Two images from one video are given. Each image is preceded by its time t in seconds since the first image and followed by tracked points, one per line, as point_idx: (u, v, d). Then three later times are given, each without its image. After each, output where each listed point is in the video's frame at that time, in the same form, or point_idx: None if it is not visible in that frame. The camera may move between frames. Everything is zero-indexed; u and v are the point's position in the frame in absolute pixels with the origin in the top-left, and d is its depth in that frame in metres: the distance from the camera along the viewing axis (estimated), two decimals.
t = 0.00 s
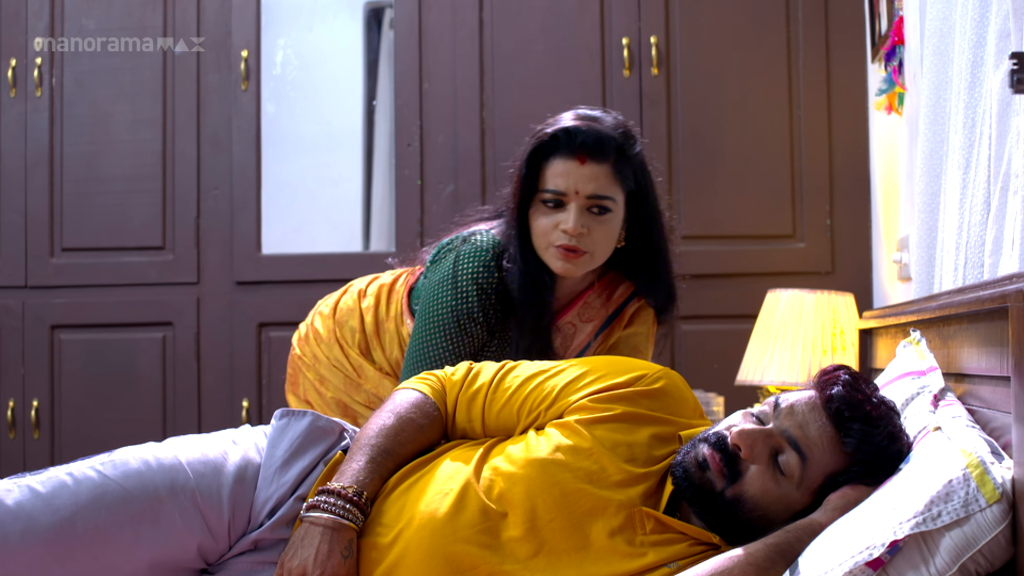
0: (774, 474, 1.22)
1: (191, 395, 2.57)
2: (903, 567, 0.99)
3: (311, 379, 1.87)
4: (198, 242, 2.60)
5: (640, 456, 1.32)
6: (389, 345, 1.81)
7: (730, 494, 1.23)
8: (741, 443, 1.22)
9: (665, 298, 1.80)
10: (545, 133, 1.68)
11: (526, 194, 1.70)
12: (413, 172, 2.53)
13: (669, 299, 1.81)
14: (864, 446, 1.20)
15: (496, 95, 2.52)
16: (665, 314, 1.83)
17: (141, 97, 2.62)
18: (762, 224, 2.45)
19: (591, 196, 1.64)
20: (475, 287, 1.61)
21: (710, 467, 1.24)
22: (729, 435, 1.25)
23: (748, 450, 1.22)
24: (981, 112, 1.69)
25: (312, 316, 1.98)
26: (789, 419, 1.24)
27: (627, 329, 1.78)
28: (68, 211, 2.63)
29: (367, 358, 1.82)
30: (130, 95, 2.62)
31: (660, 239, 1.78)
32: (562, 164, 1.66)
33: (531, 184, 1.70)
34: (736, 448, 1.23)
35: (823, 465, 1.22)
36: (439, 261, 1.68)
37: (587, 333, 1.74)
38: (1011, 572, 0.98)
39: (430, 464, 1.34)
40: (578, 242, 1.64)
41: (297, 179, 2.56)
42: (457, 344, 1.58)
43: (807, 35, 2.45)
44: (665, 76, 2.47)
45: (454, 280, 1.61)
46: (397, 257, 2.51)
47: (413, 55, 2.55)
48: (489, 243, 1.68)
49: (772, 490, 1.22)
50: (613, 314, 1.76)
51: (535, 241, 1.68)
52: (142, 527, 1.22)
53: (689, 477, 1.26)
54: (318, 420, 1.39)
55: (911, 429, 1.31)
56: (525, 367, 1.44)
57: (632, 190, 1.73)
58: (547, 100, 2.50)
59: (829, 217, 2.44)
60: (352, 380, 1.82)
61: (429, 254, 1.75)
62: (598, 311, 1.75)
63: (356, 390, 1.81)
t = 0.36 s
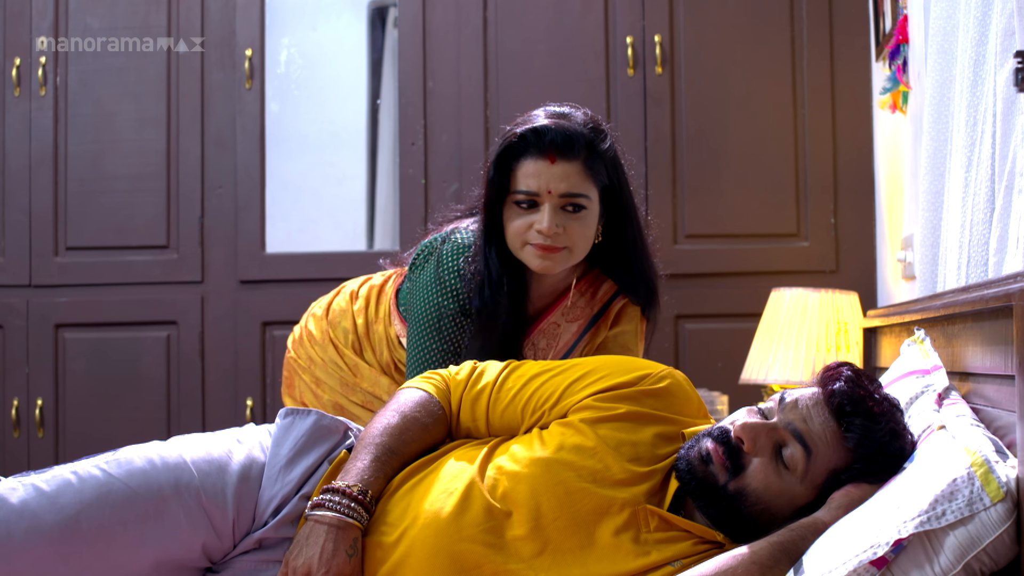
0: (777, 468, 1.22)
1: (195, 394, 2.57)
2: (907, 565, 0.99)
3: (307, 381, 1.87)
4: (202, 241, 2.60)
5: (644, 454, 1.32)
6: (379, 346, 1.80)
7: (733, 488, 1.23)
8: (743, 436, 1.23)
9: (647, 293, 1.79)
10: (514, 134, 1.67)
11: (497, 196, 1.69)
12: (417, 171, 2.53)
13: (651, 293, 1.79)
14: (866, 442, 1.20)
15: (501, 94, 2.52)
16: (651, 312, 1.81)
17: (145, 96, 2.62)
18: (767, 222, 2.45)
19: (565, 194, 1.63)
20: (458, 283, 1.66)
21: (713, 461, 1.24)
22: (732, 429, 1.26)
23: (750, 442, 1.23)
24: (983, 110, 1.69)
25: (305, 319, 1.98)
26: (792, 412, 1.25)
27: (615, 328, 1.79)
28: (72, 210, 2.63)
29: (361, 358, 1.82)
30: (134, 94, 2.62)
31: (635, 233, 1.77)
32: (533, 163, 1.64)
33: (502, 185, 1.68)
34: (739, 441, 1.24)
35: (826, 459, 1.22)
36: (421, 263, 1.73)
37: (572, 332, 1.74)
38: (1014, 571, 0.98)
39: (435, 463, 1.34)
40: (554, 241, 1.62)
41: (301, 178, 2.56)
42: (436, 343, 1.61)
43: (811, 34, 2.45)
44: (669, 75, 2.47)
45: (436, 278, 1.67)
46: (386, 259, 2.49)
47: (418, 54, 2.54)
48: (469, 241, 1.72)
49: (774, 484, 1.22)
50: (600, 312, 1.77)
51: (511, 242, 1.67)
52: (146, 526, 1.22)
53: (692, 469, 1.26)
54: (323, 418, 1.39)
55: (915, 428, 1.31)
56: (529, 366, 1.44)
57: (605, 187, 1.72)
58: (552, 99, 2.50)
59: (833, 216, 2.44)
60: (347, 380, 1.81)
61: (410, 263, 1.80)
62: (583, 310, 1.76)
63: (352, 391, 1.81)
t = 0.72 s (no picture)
0: (778, 467, 1.22)
1: (196, 392, 2.57)
2: (909, 565, 0.99)
3: (310, 378, 1.87)
4: (204, 240, 2.60)
5: (645, 453, 1.32)
6: (383, 343, 1.80)
7: (733, 488, 1.23)
8: (744, 435, 1.22)
9: (650, 294, 1.80)
10: (517, 132, 1.66)
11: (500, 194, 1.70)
12: (418, 170, 2.53)
13: (654, 294, 1.80)
14: (866, 441, 1.20)
15: (502, 93, 2.52)
16: (654, 312, 1.82)
17: (147, 94, 2.62)
18: (768, 221, 2.45)
19: (567, 192, 1.63)
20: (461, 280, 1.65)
21: (714, 460, 1.25)
22: (733, 428, 1.26)
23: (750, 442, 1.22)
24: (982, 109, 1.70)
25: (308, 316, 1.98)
26: (793, 411, 1.25)
27: (617, 328, 1.79)
28: (73, 209, 2.63)
29: (364, 355, 1.82)
30: (135, 93, 2.62)
31: (639, 235, 1.78)
32: (535, 161, 1.64)
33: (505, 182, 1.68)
34: (740, 440, 1.24)
35: (826, 459, 1.22)
36: (423, 260, 1.73)
37: (574, 329, 1.74)
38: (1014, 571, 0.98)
39: (436, 461, 1.34)
40: (556, 237, 1.63)
41: (302, 177, 2.56)
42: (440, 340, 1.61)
43: (812, 33, 2.45)
44: (670, 74, 2.47)
45: (439, 275, 1.66)
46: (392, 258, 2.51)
47: (419, 53, 2.54)
48: (472, 238, 1.72)
49: (774, 483, 1.22)
50: (601, 312, 1.78)
51: (513, 238, 1.67)
52: (147, 524, 1.22)
53: (693, 469, 1.26)
54: (324, 417, 1.39)
55: (916, 427, 1.31)
56: (530, 365, 1.44)
57: (608, 185, 1.72)
58: (552, 98, 2.51)
59: (834, 215, 2.44)
60: (351, 377, 1.81)
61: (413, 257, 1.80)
62: (586, 308, 1.76)
63: (355, 388, 1.81)
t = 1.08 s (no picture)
0: (778, 466, 1.22)
1: (196, 390, 2.57)
2: (909, 563, 0.99)
3: (311, 375, 1.87)
4: (204, 238, 2.60)
5: (646, 451, 1.32)
6: (382, 341, 1.80)
7: (734, 487, 1.23)
8: (745, 435, 1.22)
9: (650, 297, 1.80)
10: (520, 130, 1.67)
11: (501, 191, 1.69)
12: (419, 168, 2.53)
13: (654, 297, 1.80)
14: (867, 441, 1.20)
15: (502, 91, 2.52)
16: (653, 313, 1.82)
17: (147, 92, 2.62)
18: (769, 219, 2.45)
19: (565, 192, 1.64)
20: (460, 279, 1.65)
21: (715, 460, 1.25)
22: (734, 428, 1.25)
23: (752, 442, 1.22)
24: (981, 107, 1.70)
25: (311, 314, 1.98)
26: (792, 412, 1.24)
27: (617, 327, 1.78)
28: (74, 207, 2.63)
29: (364, 352, 1.82)
30: (136, 90, 2.62)
31: (639, 236, 1.80)
32: (536, 159, 1.65)
33: (507, 179, 1.68)
34: (740, 440, 1.23)
35: (826, 455, 1.22)
36: (423, 257, 1.72)
37: (576, 328, 1.73)
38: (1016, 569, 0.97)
39: (436, 456, 1.34)
40: (552, 238, 1.63)
41: (302, 175, 2.56)
42: (438, 339, 1.60)
43: (812, 31, 2.44)
44: (670, 72, 2.47)
45: (438, 273, 1.66)
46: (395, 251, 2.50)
47: (419, 51, 2.54)
48: (472, 236, 1.72)
49: (774, 481, 1.22)
50: (601, 311, 1.76)
51: (511, 237, 1.68)
52: (147, 522, 1.22)
53: (693, 469, 1.26)
54: (324, 415, 1.39)
55: (916, 425, 1.31)
56: (530, 362, 1.44)
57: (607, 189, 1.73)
58: (552, 96, 2.51)
59: (834, 212, 2.44)
60: (351, 374, 1.81)
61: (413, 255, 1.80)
62: (587, 307, 1.75)
63: (354, 385, 1.80)
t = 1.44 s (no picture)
0: (782, 468, 1.22)
1: (200, 390, 2.57)
2: (913, 562, 1.00)
3: (309, 377, 1.87)
4: (208, 238, 2.60)
5: (652, 449, 1.32)
6: (381, 343, 1.80)
7: (738, 489, 1.23)
8: (749, 437, 1.22)
9: (651, 289, 1.80)
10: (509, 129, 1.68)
11: (497, 191, 1.70)
12: (422, 168, 2.54)
13: (655, 289, 1.81)
14: (872, 442, 1.20)
15: (506, 91, 2.52)
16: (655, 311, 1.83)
17: (151, 92, 2.62)
18: (773, 219, 2.45)
19: (559, 185, 1.64)
20: (463, 283, 1.65)
21: (718, 462, 1.25)
22: (737, 429, 1.26)
23: (756, 444, 1.22)
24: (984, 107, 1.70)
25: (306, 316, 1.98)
26: (796, 413, 1.25)
27: (617, 325, 1.78)
28: (78, 206, 2.63)
29: (362, 353, 1.82)
30: (140, 90, 2.62)
31: (639, 231, 1.79)
32: (528, 156, 1.66)
33: (501, 178, 1.70)
34: (743, 442, 1.23)
35: (831, 453, 1.22)
36: (425, 260, 1.72)
37: (575, 327, 1.74)
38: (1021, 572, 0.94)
39: (440, 453, 1.34)
40: (551, 232, 1.64)
41: (306, 175, 2.56)
42: (444, 340, 1.61)
43: (816, 31, 2.44)
44: (674, 72, 2.47)
45: (440, 276, 1.66)
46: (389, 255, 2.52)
47: (423, 51, 2.54)
48: (473, 236, 1.72)
49: (778, 481, 1.22)
50: (601, 310, 1.77)
51: (511, 236, 1.69)
52: (152, 522, 1.22)
53: (697, 470, 1.26)
54: (327, 414, 1.39)
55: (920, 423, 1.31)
56: (535, 360, 1.44)
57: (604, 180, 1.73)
58: (556, 96, 2.51)
59: (839, 212, 2.43)
60: (350, 376, 1.81)
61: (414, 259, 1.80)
62: (587, 307, 1.75)
63: (352, 386, 1.80)
